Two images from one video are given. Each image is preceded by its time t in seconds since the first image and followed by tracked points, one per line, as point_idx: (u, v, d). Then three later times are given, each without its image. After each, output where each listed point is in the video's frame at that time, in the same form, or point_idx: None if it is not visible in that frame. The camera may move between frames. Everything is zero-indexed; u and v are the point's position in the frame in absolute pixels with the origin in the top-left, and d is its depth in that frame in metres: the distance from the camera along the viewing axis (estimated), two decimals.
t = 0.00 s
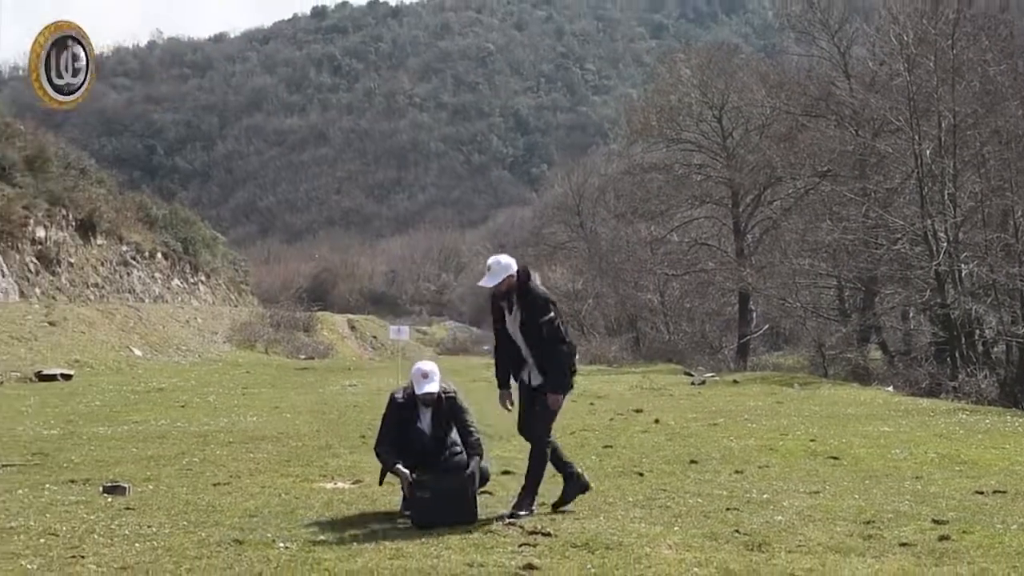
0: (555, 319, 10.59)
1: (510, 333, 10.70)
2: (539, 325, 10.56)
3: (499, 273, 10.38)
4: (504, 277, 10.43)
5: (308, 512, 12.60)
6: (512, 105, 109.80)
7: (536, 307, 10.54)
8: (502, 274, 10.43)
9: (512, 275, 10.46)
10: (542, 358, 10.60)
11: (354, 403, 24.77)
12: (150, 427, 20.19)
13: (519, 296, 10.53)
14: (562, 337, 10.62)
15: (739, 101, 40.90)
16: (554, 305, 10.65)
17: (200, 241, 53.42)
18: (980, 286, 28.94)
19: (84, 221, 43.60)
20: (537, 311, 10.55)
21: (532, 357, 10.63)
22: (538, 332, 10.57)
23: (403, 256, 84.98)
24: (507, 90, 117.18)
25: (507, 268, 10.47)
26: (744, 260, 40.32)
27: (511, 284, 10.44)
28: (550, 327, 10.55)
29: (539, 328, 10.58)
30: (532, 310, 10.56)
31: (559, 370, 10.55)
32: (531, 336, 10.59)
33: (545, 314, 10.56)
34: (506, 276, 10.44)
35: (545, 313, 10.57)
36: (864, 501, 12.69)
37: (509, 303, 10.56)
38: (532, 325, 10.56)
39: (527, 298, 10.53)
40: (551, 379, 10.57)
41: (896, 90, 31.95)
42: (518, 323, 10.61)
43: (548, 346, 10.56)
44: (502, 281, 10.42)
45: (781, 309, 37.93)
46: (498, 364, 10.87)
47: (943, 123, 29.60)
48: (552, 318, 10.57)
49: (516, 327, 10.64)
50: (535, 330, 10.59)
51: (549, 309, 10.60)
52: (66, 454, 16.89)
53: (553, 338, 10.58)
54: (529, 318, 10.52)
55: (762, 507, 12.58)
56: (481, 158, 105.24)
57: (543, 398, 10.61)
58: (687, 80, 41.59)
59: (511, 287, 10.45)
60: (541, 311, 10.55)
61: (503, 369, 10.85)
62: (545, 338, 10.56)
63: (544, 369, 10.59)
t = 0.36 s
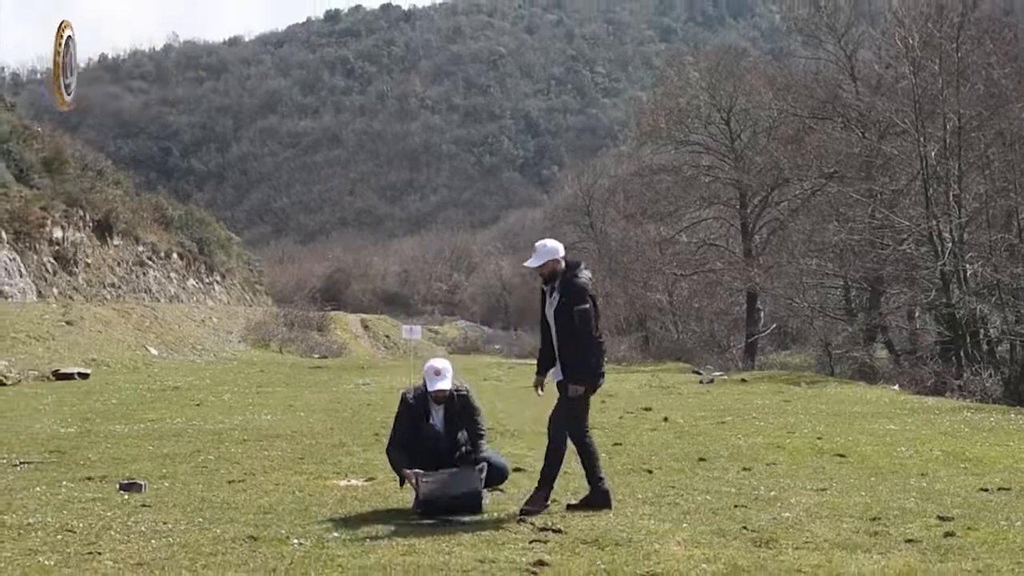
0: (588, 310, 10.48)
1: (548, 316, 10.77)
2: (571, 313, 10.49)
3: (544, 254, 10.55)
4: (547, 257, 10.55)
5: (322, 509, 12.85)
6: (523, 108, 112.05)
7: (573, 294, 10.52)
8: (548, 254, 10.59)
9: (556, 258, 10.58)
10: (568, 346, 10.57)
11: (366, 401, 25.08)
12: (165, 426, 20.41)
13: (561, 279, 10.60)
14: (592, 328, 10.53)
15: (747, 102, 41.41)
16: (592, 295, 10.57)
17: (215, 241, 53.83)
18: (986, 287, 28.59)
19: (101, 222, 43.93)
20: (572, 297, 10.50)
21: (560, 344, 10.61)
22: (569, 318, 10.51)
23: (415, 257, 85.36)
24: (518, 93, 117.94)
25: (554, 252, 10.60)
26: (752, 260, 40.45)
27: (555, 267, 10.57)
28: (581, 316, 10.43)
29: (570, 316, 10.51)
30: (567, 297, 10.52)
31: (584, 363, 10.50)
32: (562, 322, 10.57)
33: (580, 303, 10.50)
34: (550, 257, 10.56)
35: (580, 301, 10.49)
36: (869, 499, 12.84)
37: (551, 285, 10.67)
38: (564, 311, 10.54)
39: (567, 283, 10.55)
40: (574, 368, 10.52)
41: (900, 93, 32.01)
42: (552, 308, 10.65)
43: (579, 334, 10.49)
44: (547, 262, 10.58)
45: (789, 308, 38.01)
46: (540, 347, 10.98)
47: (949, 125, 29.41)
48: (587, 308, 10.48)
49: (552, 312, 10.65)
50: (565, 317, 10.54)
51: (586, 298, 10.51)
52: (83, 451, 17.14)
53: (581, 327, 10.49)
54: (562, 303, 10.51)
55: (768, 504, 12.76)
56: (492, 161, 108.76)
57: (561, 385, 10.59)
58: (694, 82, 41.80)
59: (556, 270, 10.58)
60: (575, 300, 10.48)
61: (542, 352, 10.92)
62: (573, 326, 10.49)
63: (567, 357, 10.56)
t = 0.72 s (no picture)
0: (602, 301, 10.28)
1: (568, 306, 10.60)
2: (588, 303, 10.32)
3: (566, 244, 10.42)
4: (569, 247, 10.42)
5: (326, 507, 12.96)
6: (523, 109, 112.10)
7: (590, 284, 10.36)
8: (571, 245, 10.47)
9: (578, 249, 10.45)
10: (581, 336, 10.39)
11: (369, 400, 25.17)
12: (171, 425, 20.52)
13: (582, 270, 10.45)
14: (606, 319, 10.32)
15: (745, 105, 41.52)
16: (610, 287, 10.42)
17: (218, 242, 53.96)
18: (982, 286, 28.87)
19: (105, 223, 44.00)
20: (590, 287, 10.34)
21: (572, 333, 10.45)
22: (585, 309, 10.33)
23: (416, 257, 85.50)
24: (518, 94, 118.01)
25: (576, 243, 10.47)
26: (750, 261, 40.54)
27: (577, 258, 10.44)
28: (596, 306, 10.26)
29: (587, 306, 10.34)
30: (585, 286, 10.37)
31: (597, 355, 10.31)
32: (577, 312, 10.39)
33: (594, 294, 10.32)
34: (572, 246, 10.43)
35: (597, 291, 10.33)
36: (867, 496, 13.00)
37: (572, 275, 10.52)
38: (578, 300, 10.38)
39: (587, 274, 10.40)
40: (584, 357, 10.36)
41: (897, 95, 32.33)
42: (571, 298, 10.48)
43: (593, 325, 10.31)
44: (570, 253, 10.45)
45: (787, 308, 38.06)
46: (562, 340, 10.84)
47: (945, 126, 29.66)
48: (604, 299, 10.32)
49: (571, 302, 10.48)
50: (582, 307, 10.35)
51: (602, 289, 10.33)
52: (89, 449, 17.23)
53: (596, 317, 10.29)
54: (580, 293, 10.35)
55: (768, 501, 12.91)
56: (495, 163, 105.59)
57: (570, 374, 10.41)
58: (694, 84, 41.85)
59: (578, 260, 10.46)
60: (593, 291, 10.33)
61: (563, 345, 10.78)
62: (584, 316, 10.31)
63: (578, 346, 10.40)
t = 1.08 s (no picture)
0: (610, 300, 10.26)
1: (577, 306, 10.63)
2: (596, 303, 10.32)
3: (573, 245, 10.45)
4: (576, 246, 10.44)
5: (326, 507, 12.98)
6: (523, 109, 112.03)
7: (599, 283, 10.37)
8: (579, 244, 10.48)
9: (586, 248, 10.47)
10: (591, 336, 10.41)
11: (370, 400, 25.17)
12: (172, 425, 20.54)
13: (591, 269, 10.48)
14: (615, 319, 10.33)
15: (746, 105, 41.54)
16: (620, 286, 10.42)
17: (219, 242, 53.97)
18: (982, 287, 28.83)
19: (106, 223, 44.04)
20: (599, 286, 10.34)
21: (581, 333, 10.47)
22: (594, 309, 10.33)
23: (416, 257, 85.53)
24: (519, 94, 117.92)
25: (584, 242, 10.48)
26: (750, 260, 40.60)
27: (586, 256, 10.46)
28: (605, 306, 10.26)
29: (596, 306, 10.34)
30: (594, 286, 10.38)
31: (608, 355, 10.33)
32: (587, 312, 10.40)
33: (603, 293, 10.31)
34: (580, 245, 10.45)
35: (606, 291, 10.33)
36: (866, 496, 13.01)
37: (581, 274, 10.56)
38: (588, 299, 10.39)
39: (596, 273, 10.42)
40: (594, 358, 10.39)
41: (897, 95, 32.32)
42: (580, 298, 10.50)
43: (603, 324, 10.32)
44: (577, 252, 10.47)
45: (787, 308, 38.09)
46: (572, 339, 10.89)
47: (945, 126, 29.68)
48: (614, 299, 10.31)
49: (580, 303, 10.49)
50: (591, 307, 10.36)
51: (611, 287, 10.33)
52: (90, 449, 17.25)
53: (605, 317, 10.29)
54: (588, 293, 10.37)
55: (768, 502, 12.91)
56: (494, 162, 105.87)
57: (582, 377, 10.45)
58: (694, 85, 41.91)
59: (587, 259, 10.48)
60: (602, 290, 10.33)
61: (573, 344, 10.83)
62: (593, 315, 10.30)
63: (589, 347, 10.43)
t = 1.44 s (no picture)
0: (612, 304, 10.32)
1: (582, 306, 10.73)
2: (599, 306, 10.37)
3: (580, 247, 10.57)
4: (583, 248, 10.57)
5: (326, 505, 13.07)
6: (524, 110, 112.10)
7: (603, 285, 10.44)
8: (585, 246, 10.61)
9: (593, 250, 10.59)
10: (591, 338, 10.48)
11: (371, 399, 25.25)
12: (174, 424, 20.62)
13: (597, 270, 10.58)
14: (617, 323, 10.38)
15: (745, 106, 41.64)
16: (624, 288, 10.48)
17: (220, 242, 54.06)
18: (980, 286, 29.07)
19: (108, 223, 44.13)
20: (603, 289, 10.39)
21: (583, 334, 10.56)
22: (595, 314, 10.38)
23: (417, 257, 85.62)
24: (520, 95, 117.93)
25: (591, 243, 10.62)
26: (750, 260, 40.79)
27: (593, 258, 10.59)
28: (607, 309, 10.31)
29: (597, 309, 10.38)
30: (598, 287, 10.43)
31: (608, 359, 10.41)
32: (589, 313, 10.45)
33: (606, 296, 10.37)
34: (587, 247, 10.58)
35: (609, 294, 10.38)
36: (865, 495, 13.10)
37: (587, 274, 10.67)
38: (590, 299, 10.46)
39: (601, 275, 10.49)
40: (595, 362, 10.46)
41: (896, 96, 32.37)
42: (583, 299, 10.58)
43: (604, 327, 10.38)
44: (584, 254, 10.60)
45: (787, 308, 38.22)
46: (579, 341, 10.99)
47: (942, 127, 29.77)
48: (618, 301, 10.38)
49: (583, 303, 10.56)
50: (592, 309, 10.41)
51: (613, 290, 10.39)
52: (92, 449, 17.33)
53: (607, 320, 10.34)
54: (592, 294, 10.43)
55: (765, 501, 12.98)
56: (495, 163, 106.11)
57: (584, 379, 10.56)
58: (693, 86, 42.03)
59: (594, 261, 10.61)
60: (604, 294, 10.38)
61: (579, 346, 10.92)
62: (595, 317, 10.37)
63: (590, 349, 10.52)
